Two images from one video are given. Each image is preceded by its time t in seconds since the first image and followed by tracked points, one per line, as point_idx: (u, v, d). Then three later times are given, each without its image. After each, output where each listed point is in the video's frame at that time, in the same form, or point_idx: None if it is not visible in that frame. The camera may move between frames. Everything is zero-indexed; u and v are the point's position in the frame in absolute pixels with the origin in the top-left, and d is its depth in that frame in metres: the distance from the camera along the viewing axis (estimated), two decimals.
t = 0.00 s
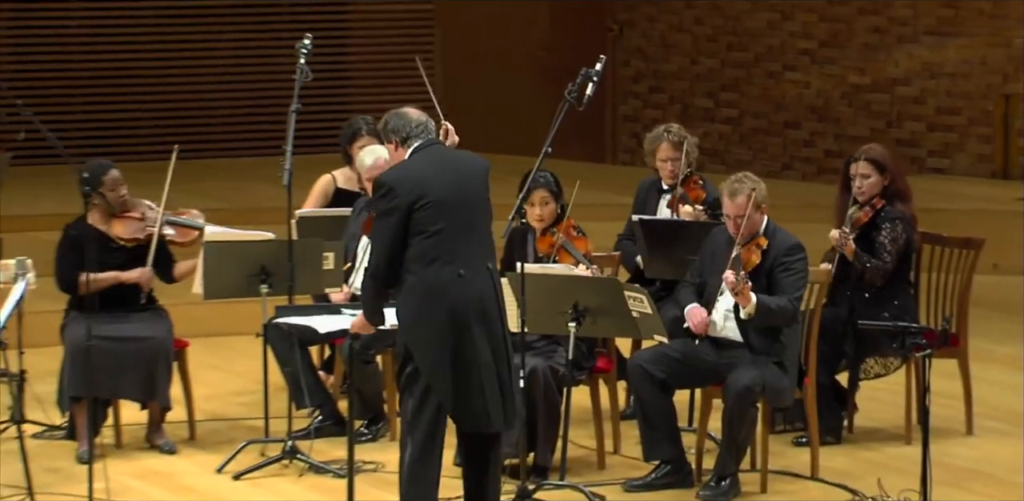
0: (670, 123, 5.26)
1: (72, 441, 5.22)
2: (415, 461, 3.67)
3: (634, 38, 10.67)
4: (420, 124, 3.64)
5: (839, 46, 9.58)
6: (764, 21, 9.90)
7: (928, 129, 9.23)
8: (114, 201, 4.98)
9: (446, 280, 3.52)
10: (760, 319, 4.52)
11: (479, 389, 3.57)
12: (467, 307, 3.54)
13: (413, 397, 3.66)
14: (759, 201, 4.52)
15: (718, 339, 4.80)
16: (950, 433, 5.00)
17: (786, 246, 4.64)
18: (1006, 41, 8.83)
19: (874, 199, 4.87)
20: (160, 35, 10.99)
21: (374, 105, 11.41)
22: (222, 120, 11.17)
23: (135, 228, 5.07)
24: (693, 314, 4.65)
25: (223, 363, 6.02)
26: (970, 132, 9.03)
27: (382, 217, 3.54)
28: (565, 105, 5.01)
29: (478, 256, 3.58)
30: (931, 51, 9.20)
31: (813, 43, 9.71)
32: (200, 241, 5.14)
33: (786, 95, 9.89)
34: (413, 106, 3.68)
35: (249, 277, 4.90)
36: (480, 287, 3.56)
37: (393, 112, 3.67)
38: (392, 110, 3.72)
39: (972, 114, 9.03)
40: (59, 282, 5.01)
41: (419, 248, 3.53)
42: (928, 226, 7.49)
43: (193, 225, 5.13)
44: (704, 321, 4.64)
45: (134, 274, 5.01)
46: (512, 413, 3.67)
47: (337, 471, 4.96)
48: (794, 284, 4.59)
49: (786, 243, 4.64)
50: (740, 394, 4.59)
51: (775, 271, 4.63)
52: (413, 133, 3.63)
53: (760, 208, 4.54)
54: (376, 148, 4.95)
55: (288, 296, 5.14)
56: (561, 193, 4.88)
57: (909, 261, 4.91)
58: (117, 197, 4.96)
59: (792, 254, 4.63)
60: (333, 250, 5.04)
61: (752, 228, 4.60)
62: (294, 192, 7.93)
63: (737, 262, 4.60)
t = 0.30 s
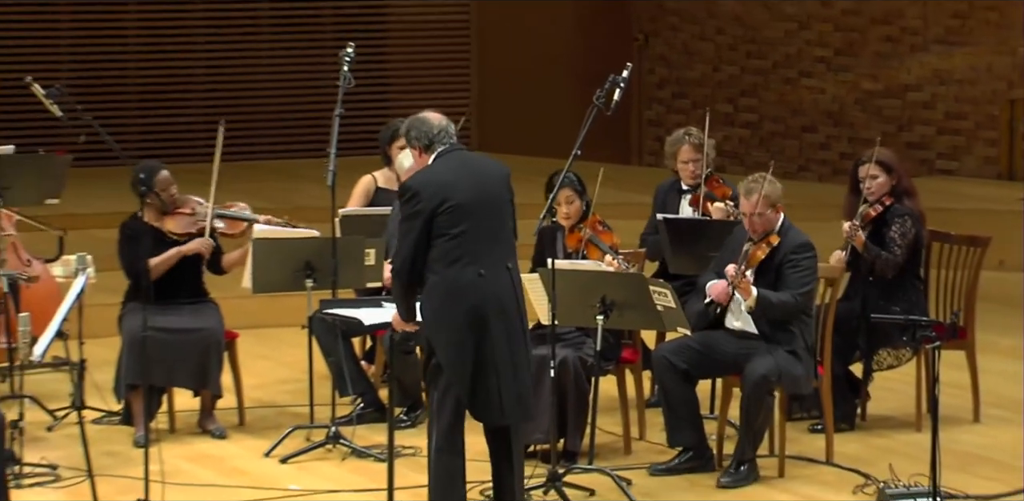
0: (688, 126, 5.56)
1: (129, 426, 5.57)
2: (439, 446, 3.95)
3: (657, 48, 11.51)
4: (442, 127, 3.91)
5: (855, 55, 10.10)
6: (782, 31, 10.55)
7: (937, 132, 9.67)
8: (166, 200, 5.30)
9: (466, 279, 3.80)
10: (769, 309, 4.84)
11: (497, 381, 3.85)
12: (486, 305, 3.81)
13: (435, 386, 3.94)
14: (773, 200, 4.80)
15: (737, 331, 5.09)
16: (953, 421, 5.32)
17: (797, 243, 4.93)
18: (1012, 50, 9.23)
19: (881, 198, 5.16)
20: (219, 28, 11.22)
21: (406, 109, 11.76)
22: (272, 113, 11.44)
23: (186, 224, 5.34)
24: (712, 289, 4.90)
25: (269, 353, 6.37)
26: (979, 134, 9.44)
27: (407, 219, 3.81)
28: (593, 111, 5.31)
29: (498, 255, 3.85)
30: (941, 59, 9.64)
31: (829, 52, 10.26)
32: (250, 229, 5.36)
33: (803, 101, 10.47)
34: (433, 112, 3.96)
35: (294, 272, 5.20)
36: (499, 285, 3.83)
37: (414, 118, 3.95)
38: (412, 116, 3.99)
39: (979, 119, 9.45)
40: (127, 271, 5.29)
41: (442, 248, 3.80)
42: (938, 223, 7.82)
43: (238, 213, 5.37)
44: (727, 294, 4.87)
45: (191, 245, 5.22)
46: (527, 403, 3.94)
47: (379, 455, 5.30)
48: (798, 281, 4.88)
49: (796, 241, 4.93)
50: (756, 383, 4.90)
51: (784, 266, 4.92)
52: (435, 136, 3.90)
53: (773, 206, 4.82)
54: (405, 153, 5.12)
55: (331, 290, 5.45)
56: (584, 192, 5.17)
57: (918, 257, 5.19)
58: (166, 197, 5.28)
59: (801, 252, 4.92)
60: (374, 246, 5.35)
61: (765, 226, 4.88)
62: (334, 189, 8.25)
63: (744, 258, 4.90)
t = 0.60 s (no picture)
0: (715, 130, 5.90)
1: (187, 410, 5.99)
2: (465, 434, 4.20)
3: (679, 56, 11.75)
4: (470, 128, 4.14)
5: (863, 64, 10.53)
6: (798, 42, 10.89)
7: (943, 138, 10.12)
8: (227, 200, 5.67)
9: (489, 276, 4.03)
10: (795, 302, 5.17)
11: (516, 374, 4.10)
12: (507, 301, 4.05)
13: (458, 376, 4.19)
14: (811, 200, 5.15)
15: (755, 323, 5.46)
16: (955, 409, 5.70)
17: (823, 243, 5.25)
18: (1012, 61, 9.74)
19: (896, 197, 5.49)
20: (268, 40, 11.54)
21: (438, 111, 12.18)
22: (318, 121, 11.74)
23: (244, 225, 5.77)
24: (716, 298, 5.48)
25: (316, 344, 6.80)
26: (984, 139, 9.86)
27: (433, 219, 4.03)
28: (621, 114, 5.64)
29: (518, 254, 4.08)
30: (946, 69, 10.14)
31: (841, 61, 10.67)
32: (297, 244, 5.76)
33: (817, 109, 10.85)
34: (459, 113, 4.19)
35: (341, 267, 5.58)
36: (520, 282, 4.07)
37: (442, 119, 4.17)
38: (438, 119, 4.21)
39: (984, 126, 9.91)
40: (167, 269, 5.68)
41: (465, 246, 4.04)
42: (946, 222, 8.19)
43: (290, 230, 5.75)
44: (726, 308, 5.46)
45: (225, 277, 5.72)
46: (544, 393, 4.21)
47: (419, 439, 5.70)
48: (822, 279, 5.22)
49: (823, 241, 5.26)
50: (773, 372, 5.26)
51: (809, 264, 5.24)
52: (463, 136, 4.12)
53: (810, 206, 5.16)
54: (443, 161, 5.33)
55: (375, 284, 5.84)
56: (619, 192, 5.50)
57: (923, 254, 5.53)
58: (230, 198, 5.64)
59: (825, 253, 5.24)
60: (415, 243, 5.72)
61: (796, 224, 5.23)
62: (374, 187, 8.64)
63: (779, 251, 5.22)
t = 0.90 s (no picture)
0: (733, 135, 6.19)
1: (228, 399, 6.34)
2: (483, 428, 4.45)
3: (695, 65, 12.15)
4: (497, 135, 4.40)
5: (869, 72, 10.89)
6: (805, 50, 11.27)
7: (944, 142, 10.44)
8: (267, 204, 6.06)
9: (511, 276, 4.31)
10: (803, 293, 5.48)
11: (531, 371, 4.36)
12: (526, 299, 4.33)
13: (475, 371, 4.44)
14: (804, 199, 5.47)
15: (768, 316, 5.75)
16: (954, 400, 6.02)
17: (828, 238, 5.58)
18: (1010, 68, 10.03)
19: (900, 199, 5.78)
20: (305, 51, 11.99)
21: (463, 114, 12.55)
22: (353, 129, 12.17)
23: (282, 230, 6.10)
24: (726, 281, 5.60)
25: (351, 337, 7.17)
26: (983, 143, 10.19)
27: (461, 218, 4.28)
28: (639, 120, 5.95)
29: (537, 255, 4.36)
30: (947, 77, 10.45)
31: (847, 69, 11.04)
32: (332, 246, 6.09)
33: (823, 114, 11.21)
34: (486, 120, 4.44)
35: (373, 263, 5.91)
36: (538, 282, 4.35)
37: (471, 125, 4.42)
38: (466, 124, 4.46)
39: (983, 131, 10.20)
40: (208, 259, 6.03)
41: (489, 246, 4.30)
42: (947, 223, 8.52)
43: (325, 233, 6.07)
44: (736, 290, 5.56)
45: (264, 266, 6.04)
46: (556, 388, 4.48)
47: (447, 427, 6.03)
48: (830, 269, 5.55)
49: (827, 236, 5.59)
50: (785, 363, 5.55)
51: (817, 258, 5.57)
52: (491, 143, 4.38)
53: (804, 205, 5.48)
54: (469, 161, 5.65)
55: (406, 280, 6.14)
56: (637, 195, 5.82)
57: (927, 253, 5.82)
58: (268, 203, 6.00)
59: (831, 246, 5.57)
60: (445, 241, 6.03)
61: (795, 223, 5.54)
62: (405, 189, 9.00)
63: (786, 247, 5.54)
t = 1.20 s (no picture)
0: (743, 139, 6.56)
1: (271, 387, 6.78)
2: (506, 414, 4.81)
3: (710, 74, 12.79)
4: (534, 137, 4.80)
5: (873, 80, 11.38)
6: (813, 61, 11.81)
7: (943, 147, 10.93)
8: (304, 204, 6.44)
9: (535, 274, 4.68)
10: (799, 288, 5.88)
11: (549, 363, 4.72)
12: (547, 297, 4.70)
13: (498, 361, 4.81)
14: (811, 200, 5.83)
15: (775, 310, 6.14)
16: (953, 390, 6.41)
17: (828, 238, 5.95)
18: (1005, 78, 10.45)
19: (898, 198, 6.16)
20: (347, 52, 12.30)
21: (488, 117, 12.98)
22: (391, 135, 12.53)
23: (320, 226, 6.49)
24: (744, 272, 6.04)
25: (385, 331, 7.61)
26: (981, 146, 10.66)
27: (491, 215, 4.65)
28: (656, 125, 6.31)
29: (560, 257, 4.73)
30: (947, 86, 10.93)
31: (852, 79, 11.54)
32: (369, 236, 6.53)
33: (830, 120, 11.74)
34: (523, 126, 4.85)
35: (407, 260, 6.31)
36: (560, 281, 4.72)
37: (508, 129, 4.82)
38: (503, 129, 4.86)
39: (980, 135, 10.67)
40: (266, 261, 6.48)
41: (517, 246, 4.68)
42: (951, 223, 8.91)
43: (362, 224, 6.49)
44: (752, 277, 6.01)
45: (322, 256, 6.44)
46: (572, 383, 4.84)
47: (476, 414, 6.44)
48: (827, 268, 5.92)
49: (828, 236, 5.96)
50: (791, 355, 5.94)
51: (816, 256, 5.94)
52: (527, 144, 4.78)
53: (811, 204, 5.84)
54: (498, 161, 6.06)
55: (438, 276, 6.57)
56: (654, 197, 6.21)
57: (926, 249, 6.20)
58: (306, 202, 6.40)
59: (830, 246, 5.94)
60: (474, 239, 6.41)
61: (800, 222, 5.90)
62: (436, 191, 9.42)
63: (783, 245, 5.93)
